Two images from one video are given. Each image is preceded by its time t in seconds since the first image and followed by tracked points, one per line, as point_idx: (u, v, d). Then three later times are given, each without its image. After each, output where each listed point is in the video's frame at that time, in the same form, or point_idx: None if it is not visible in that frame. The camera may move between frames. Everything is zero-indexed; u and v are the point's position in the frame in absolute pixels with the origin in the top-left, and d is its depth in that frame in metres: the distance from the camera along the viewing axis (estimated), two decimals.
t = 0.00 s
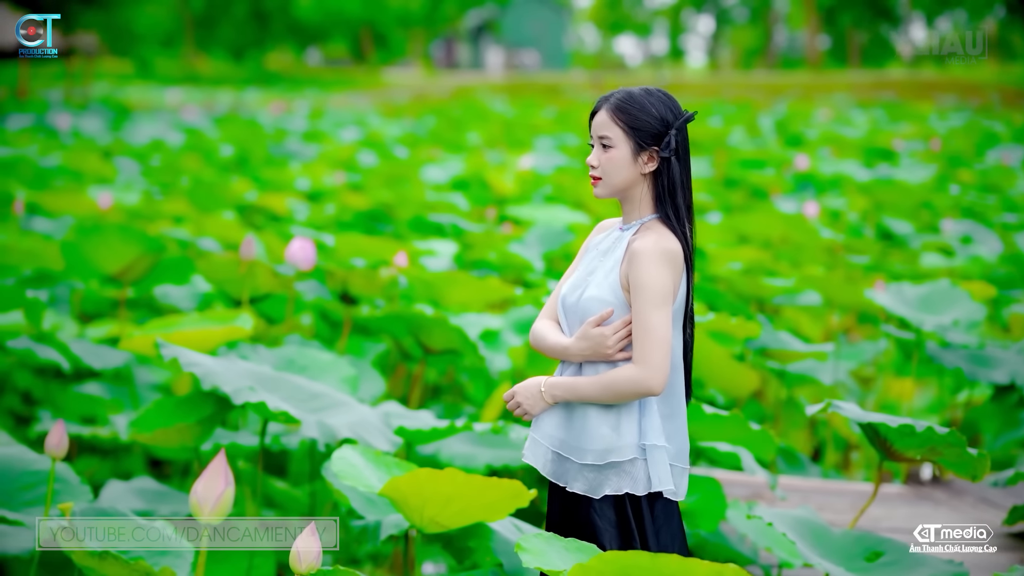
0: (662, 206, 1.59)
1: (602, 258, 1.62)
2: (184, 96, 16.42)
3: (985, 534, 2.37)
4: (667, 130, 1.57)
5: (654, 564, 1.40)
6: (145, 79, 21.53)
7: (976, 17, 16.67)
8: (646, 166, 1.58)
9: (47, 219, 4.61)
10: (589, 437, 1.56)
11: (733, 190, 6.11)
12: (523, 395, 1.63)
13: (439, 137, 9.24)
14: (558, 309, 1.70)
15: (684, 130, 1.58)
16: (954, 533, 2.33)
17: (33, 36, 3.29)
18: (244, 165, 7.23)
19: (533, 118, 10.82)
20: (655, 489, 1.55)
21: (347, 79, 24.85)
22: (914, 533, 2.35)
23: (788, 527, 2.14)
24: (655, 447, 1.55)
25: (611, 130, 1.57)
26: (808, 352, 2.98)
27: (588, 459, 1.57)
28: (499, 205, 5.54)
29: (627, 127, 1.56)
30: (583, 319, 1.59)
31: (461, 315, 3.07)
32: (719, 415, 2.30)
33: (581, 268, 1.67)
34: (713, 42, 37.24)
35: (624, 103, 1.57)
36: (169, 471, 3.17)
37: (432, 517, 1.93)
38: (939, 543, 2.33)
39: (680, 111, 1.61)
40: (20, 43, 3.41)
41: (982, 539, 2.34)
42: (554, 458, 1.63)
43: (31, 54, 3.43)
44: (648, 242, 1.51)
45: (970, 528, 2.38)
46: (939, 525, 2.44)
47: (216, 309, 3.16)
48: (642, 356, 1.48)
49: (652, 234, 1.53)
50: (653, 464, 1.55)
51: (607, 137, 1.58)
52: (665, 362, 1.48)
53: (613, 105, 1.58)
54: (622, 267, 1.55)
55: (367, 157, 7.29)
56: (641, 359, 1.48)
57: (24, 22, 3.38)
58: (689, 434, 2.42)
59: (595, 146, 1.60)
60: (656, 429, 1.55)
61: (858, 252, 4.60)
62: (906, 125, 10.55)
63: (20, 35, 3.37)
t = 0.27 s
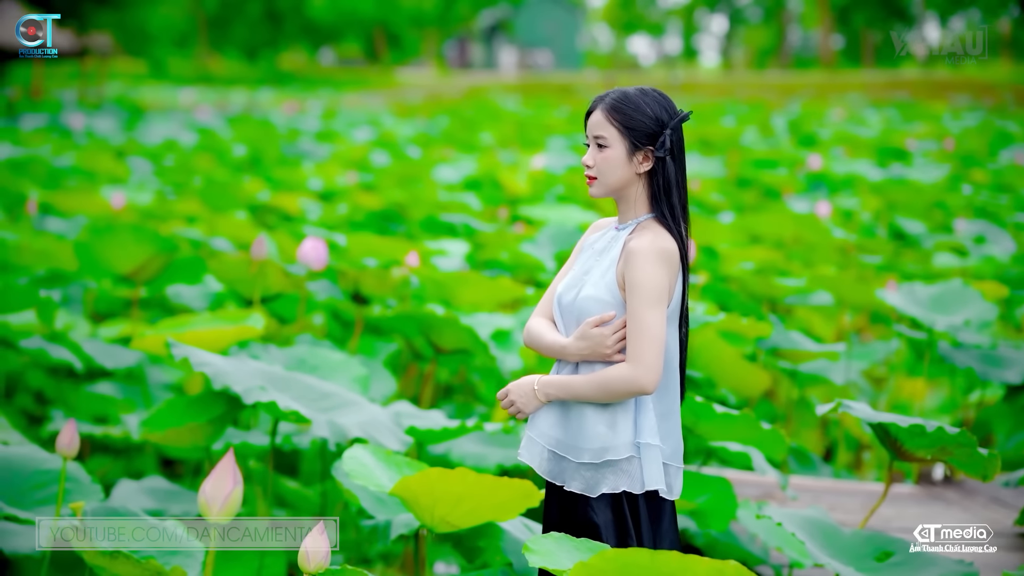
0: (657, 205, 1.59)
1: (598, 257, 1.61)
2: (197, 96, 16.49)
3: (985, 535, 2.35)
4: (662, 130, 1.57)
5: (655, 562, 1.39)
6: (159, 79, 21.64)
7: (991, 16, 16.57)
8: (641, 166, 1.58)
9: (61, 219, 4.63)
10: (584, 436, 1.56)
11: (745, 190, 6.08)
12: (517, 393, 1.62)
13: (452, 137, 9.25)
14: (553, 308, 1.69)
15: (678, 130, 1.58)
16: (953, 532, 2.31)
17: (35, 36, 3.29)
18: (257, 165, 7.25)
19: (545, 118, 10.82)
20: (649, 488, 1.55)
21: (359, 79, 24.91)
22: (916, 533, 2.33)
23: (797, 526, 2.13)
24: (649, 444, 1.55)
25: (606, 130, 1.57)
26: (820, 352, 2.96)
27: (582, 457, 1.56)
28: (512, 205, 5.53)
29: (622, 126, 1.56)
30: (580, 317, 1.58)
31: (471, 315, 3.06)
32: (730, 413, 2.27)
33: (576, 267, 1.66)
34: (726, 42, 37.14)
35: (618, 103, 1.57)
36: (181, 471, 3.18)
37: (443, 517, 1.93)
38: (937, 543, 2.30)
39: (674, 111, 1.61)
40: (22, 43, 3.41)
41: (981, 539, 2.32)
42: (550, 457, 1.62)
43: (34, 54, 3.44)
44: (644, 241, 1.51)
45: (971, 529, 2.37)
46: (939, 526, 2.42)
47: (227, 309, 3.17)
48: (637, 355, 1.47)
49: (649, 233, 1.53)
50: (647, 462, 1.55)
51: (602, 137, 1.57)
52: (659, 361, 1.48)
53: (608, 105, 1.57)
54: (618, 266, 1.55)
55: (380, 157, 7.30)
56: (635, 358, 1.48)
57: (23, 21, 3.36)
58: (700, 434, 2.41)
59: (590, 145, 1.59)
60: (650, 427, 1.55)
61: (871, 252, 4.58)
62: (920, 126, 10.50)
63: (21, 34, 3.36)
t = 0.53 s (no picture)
0: (655, 204, 1.57)
1: (597, 255, 1.60)
2: (209, 96, 16.52)
3: (985, 534, 2.31)
4: (658, 128, 1.56)
5: (659, 561, 1.37)
6: (171, 79, 21.71)
7: (1006, 15, 16.44)
8: (638, 164, 1.57)
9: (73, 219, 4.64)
10: (584, 434, 1.54)
11: (757, 190, 6.05)
12: (514, 392, 1.60)
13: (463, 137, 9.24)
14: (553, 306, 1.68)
15: (675, 128, 1.56)
16: (953, 532, 2.26)
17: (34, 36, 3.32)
18: (269, 165, 7.26)
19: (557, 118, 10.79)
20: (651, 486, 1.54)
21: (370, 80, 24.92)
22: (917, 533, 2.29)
23: (806, 526, 2.11)
24: (650, 442, 1.53)
25: (602, 128, 1.55)
26: (831, 352, 2.93)
27: (583, 456, 1.55)
28: (522, 204, 5.51)
29: (618, 125, 1.55)
30: (579, 315, 1.57)
31: (481, 314, 3.05)
32: (739, 413, 2.25)
33: (575, 266, 1.65)
34: (738, 42, 36.99)
35: (614, 101, 1.55)
36: (192, 470, 3.18)
37: (453, 518, 1.92)
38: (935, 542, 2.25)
39: (671, 109, 1.60)
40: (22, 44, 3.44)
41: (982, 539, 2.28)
42: (552, 456, 1.61)
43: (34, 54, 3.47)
44: (643, 239, 1.50)
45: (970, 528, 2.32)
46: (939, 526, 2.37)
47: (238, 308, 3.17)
48: (635, 353, 1.46)
49: (647, 231, 1.52)
50: (649, 460, 1.53)
51: (598, 136, 1.56)
52: (657, 359, 1.46)
53: (604, 104, 1.56)
54: (617, 264, 1.53)
55: (391, 157, 7.30)
56: (633, 356, 1.46)
57: (24, 21, 3.42)
58: (710, 433, 2.39)
59: (587, 144, 1.58)
60: (651, 425, 1.54)
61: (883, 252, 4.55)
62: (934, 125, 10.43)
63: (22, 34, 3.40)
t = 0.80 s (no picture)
0: (656, 202, 1.56)
1: (600, 255, 1.59)
2: (221, 96, 16.55)
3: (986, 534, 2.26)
4: (657, 127, 1.55)
5: (669, 559, 1.35)
6: (184, 79, 21.78)
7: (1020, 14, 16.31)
8: (638, 164, 1.55)
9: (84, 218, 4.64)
10: (589, 434, 1.53)
11: (768, 189, 6.02)
12: (518, 393, 1.59)
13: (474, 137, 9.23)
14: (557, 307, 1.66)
15: (675, 126, 1.55)
16: (953, 532, 2.21)
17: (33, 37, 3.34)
18: (280, 164, 7.26)
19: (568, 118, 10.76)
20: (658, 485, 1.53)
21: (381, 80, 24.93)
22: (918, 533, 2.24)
23: (815, 526, 2.09)
24: (657, 441, 1.53)
25: (601, 129, 1.54)
26: (842, 352, 2.91)
27: (588, 455, 1.53)
28: (533, 204, 5.49)
29: (617, 125, 1.53)
30: (584, 315, 1.55)
31: (491, 313, 3.04)
32: (749, 413, 2.23)
33: (578, 266, 1.63)
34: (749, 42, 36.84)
35: (613, 101, 1.54)
36: (202, 469, 3.17)
37: (463, 517, 1.91)
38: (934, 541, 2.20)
39: (670, 108, 1.58)
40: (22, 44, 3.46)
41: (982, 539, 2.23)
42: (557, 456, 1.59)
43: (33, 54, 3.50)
44: (646, 238, 1.48)
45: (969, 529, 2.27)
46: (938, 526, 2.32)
47: (248, 307, 3.16)
48: (639, 352, 1.45)
49: (651, 230, 1.50)
50: (655, 459, 1.52)
51: (598, 136, 1.55)
52: (661, 357, 1.45)
53: (602, 104, 1.55)
54: (621, 263, 1.52)
55: (402, 156, 7.29)
56: (637, 355, 1.45)
57: (23, 20, 3.45)
58: (720, 433, 2.37)
59: (587, 145, 1.57)
60: (658, 423, 1.53)
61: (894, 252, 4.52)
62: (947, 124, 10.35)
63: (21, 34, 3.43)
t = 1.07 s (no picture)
0: (663, 203, 1.54)
1: (608, 256, 1.57)
2: (237, 96, 16.60)
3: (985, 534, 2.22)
4: (660, 128, 1.52)
5: (685, 558, 1.34)
6: (200, 79, 21.87)
7: None
8: (643, 165, 1.53)
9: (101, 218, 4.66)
10: (600, 434, 1.51)
11: (782, 189, 5.97)
12: (530, 397, 1.58)
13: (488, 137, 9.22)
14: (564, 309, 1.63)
15: (678, 126, 1.53)
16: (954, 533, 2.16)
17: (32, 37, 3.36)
18: (295, 164, 7.27)
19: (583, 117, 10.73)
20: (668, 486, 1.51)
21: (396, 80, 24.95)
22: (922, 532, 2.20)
23: (828, 526, 2.06)
24: (667, 441, 1.51)
25: (604, 131, 1.52)
26: (856, 352, 2.88)
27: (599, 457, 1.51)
28: (548, 204, 5.47)
29: (620, 127, 1.51)
30: (593, 316, 1.53)
31: (504, 313, 3.02)
32: (762, 413, 2.20)
33: (585, 267, 1.61)
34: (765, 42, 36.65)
35: (615, 103, 1.52)
36: (216, 468, 3.17)
37: (476, 517, 1.89)
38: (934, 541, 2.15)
39: (673, 108, 1.56)
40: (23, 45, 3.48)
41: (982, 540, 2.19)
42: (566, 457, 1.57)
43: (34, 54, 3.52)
44: (656, 237, 1.46)
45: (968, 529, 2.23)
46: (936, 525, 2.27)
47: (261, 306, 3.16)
48: (651, 352, 1.43)
49: (660, 230, 1.48)
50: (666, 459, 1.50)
51: (601, 139, 1.52)
52: (673, 356, 1.43)
53: (604, 106, 1.52)
54: (630, 263, 1.50)
55: (417, 156, 7.29)
56: (649, 354, 1.43)
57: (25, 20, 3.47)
58: (733, 433, 2.34)
59: (590, 148, 1.55)
60: (668, 425, 1.51)
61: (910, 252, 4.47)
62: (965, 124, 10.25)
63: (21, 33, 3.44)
